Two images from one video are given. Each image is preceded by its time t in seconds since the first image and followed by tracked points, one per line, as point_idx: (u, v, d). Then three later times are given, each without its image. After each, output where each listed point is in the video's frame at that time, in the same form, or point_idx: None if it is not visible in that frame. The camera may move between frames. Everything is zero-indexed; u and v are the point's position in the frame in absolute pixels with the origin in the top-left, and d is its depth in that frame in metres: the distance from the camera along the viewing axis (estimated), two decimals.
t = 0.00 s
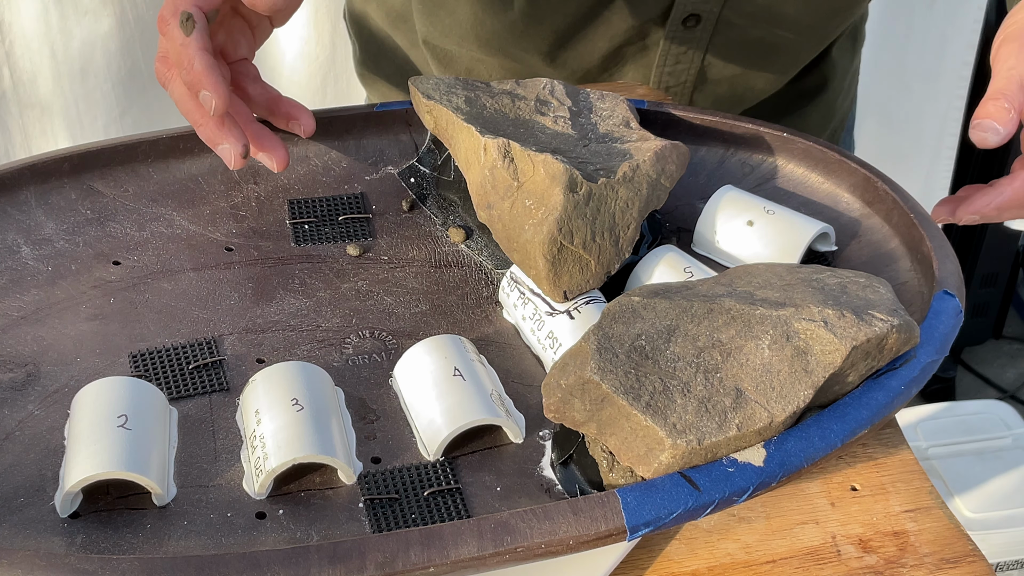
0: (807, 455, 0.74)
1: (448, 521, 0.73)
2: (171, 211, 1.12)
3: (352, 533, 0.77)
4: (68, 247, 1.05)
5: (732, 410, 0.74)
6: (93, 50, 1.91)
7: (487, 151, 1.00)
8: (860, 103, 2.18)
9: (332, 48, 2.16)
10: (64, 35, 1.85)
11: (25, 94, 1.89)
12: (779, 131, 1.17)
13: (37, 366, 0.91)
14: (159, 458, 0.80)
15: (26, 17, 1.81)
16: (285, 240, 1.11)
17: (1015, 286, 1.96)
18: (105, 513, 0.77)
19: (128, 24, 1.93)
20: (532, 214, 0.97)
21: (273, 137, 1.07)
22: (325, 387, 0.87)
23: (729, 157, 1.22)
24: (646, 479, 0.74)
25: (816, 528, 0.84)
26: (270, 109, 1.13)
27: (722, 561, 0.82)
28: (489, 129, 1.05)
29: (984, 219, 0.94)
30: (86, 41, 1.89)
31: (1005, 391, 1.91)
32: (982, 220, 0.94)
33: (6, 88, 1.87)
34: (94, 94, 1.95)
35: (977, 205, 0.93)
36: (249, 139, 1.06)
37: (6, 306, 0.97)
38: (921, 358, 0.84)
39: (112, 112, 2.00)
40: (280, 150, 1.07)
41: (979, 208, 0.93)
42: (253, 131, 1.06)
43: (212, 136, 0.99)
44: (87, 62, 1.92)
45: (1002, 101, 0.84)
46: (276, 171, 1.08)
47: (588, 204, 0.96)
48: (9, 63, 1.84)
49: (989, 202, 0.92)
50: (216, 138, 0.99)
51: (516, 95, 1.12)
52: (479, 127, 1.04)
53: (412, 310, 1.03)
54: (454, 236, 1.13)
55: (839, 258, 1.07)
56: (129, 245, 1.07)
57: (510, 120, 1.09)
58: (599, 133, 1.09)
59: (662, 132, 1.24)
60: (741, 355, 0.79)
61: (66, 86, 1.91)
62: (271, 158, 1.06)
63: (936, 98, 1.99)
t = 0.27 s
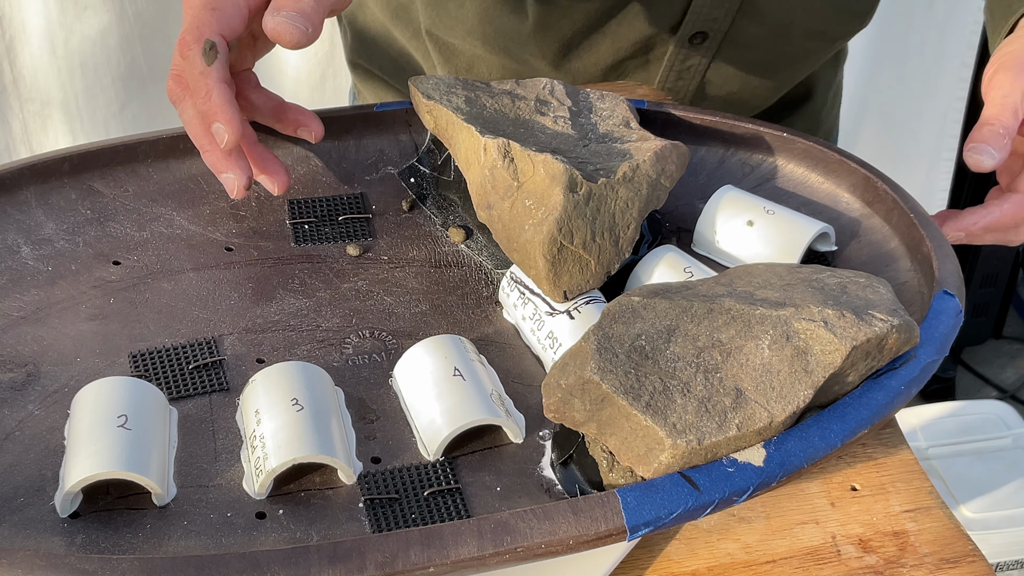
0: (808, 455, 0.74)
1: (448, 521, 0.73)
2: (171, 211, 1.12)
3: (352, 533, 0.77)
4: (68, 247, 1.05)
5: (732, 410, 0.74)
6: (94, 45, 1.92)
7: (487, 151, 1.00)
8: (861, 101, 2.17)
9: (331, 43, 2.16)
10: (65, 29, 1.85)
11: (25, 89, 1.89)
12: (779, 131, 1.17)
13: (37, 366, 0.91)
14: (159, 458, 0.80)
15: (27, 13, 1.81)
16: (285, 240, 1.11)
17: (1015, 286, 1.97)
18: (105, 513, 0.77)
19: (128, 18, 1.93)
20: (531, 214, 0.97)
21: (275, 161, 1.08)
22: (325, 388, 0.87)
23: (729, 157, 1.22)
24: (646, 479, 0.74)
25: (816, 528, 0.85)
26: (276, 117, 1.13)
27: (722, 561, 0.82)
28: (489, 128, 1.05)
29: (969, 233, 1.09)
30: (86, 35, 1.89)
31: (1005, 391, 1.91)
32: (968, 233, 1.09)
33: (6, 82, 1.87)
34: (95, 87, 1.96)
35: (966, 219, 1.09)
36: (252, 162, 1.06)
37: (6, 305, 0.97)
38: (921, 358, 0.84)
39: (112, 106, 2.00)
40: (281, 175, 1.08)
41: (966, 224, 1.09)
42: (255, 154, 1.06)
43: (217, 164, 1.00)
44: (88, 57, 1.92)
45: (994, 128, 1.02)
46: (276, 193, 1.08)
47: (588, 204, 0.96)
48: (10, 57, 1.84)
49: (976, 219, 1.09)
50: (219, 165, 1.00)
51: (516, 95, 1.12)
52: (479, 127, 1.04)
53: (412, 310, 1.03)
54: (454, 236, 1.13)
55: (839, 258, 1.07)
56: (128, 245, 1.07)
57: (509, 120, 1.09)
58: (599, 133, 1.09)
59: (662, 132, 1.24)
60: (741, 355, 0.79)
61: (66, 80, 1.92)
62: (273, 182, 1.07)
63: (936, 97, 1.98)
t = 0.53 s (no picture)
0: (808, 455, 0.74)
1: (448, 521, 0.73)
2: (171, 211, 1.12)
3: (352, 533, 0.77)
4: (68, 247, 1.05)
5: (732, 410, 0.74)
6: (93, 40, 1.91)
7: (487, 151, 1.00)
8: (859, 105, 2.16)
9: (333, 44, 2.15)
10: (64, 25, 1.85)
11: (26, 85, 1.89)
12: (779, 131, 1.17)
13: (37, 366, 0.91)
14: (159, 458, 0.80)
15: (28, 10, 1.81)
16: (285, 240, 1.11)
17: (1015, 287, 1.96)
18: (105, 513, 0.77)
19: (128, 14, 1.93)
20: (532, 214, 0.97)
21: (278, 171, 1.08)
22: (325, 388, 0.87)
23: (729, 157, 1.22)
24: (646, 479, 0.74)
25: (816, 528, 0.84)
26: (278, 121, 1.13)
27: (722, 561, 0.82)
28: (489, 128, 1.05)
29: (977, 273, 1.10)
30: (85, 31, 1.89)
31: (1005, 391, 1.91)
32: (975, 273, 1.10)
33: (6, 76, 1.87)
34: (94, 82, 1.96)
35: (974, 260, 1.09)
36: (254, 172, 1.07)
37: (6, 305, 0.97)
38: (921, 358, 0.84)
39: (111, 103, 2.00)
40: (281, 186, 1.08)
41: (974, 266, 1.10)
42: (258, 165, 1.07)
43: (219, 177, 1.01)
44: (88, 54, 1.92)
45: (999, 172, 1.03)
46: (277, 202, 1.10)
47: (588, 204, 0.96)
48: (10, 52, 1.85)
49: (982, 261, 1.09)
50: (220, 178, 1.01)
51: (516, 95, 1.12)
52: (479, 127, 1.04)
53: (412, 310, 1.03)
54: (454, 236, 1.13)
55: (839, 258, 1.07)
56: (128, 245, 1.07)
57: (510, 120, 1.09)
58: (599, 133, 1.09)
59: (662, 132, 1.24)
60: (742, 355, 0.79)
61: (65, 76, 1.92)
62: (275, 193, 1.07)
63: (936, 97, 1.98)
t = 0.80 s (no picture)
0: (807, 455, 0.74)
1: (448, 521, 0.73)
2: (170, 211, 1.12)
3: (352, 533, 0.77)
4: (68, 247, 1.05)
5: (732, 410, 0.74)
6: (93, 37, 1.91)
7: (487, 151, 1.00)
8: (858, 109, 2.15)
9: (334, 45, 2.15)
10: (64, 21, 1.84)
11: (26, 81, 1.89)
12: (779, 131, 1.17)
13: (37, 366, 0.91)
14: (159, 458, 0.80)
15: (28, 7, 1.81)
16: (285, 240, 1.11)
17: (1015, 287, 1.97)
18: (105, 513, 0.77)
19: (128, 11, 1.92)
20: (531, 214, 0.97)
21: (278, 172, 1.08)
22: (325, 388, 0.87)
23: (729, 157, 1.22)
24: (646, 479, 0.74)
25: (816, 528, 0.84)
26: (278, 121, 1.12)
27: (722, 561, 0.82)
28: (489, 128, 1.05)
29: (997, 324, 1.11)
30: (85, 29, 1.89)
31: (1005, 391, 1.92)
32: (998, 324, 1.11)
33: (6, 73, 1.87)
34: (94, 79, 1.96)
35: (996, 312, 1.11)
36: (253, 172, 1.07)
37: (7, 305, 0.97)
38: (921, 358, 0.84)
39: (111, 101, 2.01)
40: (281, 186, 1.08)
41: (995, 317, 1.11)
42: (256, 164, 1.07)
43: (216, 181, 1.02)
44: (88, 52, 1.92)
45: None
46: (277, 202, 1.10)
47: (588, 204, 0.96)
48: (10, 49, 1.85)
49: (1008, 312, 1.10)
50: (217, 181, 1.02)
51: (516, 95, 1.12)
52: (479, 127, 1.04)
53: (412, 310, 1.03)
54: (454, 236, 1.13)
55: (839, 258, 1.07)
56: (128, 245, 1.07)
57: (509, 120, 1.09)
58: (599, 133, 1.09)
59: (662, 132, 1.24)
60: (741, 355, 0.79)
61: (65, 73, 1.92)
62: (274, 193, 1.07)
63: (936, 98, 1.98)
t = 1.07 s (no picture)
0: (807, 455, 0.74)
1: (447, 521, 0.73)
2: (170, 211, 1.12)
3: (352, 533, 0.77)
4: (68, 247, 1.05)
5: (732, 410, 0.74)
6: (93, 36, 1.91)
7: (487, 151, 1.00)
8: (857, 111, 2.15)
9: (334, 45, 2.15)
10: (63, 20, 1.84)
11: (26, 80, 1.89)
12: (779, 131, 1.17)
13: (37, 366, 0.91)
14: (159, 458, 0.80)
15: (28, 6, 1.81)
16: (285, 240, 1.11)
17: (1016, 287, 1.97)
18: (105, 513, 0.77)
19: (128, 10, 1.92)
20: (531, 214, 0.97)
21: (275, 169, 1.09)
22: (325, 388, 0.87)
23: (729, 157, 1.22)
24: (646, 479, 0.74)
25: (816, 527, 0.84)
26: (277, 121, 1.12)
27: (721, 561, 0.82)
28: (489, 128, 1.04)
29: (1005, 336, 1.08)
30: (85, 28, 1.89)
31: (1005, 391, 1.92)
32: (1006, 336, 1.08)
33: (6, 72, 1.87)
34: (94, 78, 1.96)
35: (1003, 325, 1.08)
36: (250, 171, 1.07)
37: (7, 305, 0.97)
38: (921, 358, 0.84)
39: (111, 99, 2.01)
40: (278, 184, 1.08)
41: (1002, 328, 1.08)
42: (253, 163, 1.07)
43: (213, 178, 1.02)
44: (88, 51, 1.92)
45: None
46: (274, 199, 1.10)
47: (588, 204, 0.96)
48: (10, 48, 1.85)
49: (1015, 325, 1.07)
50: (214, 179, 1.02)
51: (516, 95, 1.12)
52: (479, 127, 1.04)
53: (412, 310, 1.03)
54: (454, 236, 1.13)
55: (839, 258, 1.07)
56: (128, 245, 1.07)
57: (509, 121, 1.09)
58: (599, 133, 1.09)
59: (662, 132, 1.24)
60: (741, 354, 0.79)
61: (65, 72, 1.92)
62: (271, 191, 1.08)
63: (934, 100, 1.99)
